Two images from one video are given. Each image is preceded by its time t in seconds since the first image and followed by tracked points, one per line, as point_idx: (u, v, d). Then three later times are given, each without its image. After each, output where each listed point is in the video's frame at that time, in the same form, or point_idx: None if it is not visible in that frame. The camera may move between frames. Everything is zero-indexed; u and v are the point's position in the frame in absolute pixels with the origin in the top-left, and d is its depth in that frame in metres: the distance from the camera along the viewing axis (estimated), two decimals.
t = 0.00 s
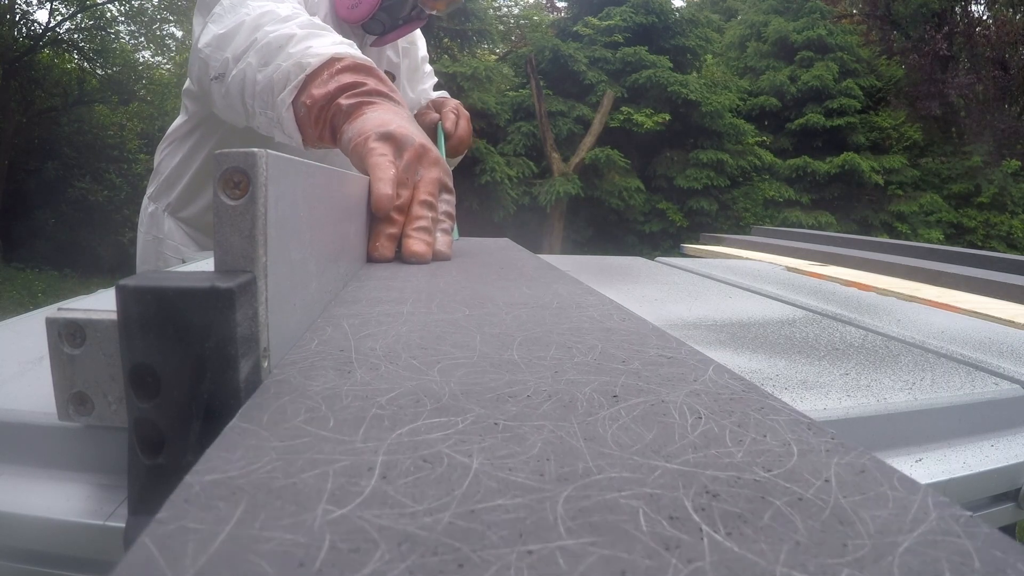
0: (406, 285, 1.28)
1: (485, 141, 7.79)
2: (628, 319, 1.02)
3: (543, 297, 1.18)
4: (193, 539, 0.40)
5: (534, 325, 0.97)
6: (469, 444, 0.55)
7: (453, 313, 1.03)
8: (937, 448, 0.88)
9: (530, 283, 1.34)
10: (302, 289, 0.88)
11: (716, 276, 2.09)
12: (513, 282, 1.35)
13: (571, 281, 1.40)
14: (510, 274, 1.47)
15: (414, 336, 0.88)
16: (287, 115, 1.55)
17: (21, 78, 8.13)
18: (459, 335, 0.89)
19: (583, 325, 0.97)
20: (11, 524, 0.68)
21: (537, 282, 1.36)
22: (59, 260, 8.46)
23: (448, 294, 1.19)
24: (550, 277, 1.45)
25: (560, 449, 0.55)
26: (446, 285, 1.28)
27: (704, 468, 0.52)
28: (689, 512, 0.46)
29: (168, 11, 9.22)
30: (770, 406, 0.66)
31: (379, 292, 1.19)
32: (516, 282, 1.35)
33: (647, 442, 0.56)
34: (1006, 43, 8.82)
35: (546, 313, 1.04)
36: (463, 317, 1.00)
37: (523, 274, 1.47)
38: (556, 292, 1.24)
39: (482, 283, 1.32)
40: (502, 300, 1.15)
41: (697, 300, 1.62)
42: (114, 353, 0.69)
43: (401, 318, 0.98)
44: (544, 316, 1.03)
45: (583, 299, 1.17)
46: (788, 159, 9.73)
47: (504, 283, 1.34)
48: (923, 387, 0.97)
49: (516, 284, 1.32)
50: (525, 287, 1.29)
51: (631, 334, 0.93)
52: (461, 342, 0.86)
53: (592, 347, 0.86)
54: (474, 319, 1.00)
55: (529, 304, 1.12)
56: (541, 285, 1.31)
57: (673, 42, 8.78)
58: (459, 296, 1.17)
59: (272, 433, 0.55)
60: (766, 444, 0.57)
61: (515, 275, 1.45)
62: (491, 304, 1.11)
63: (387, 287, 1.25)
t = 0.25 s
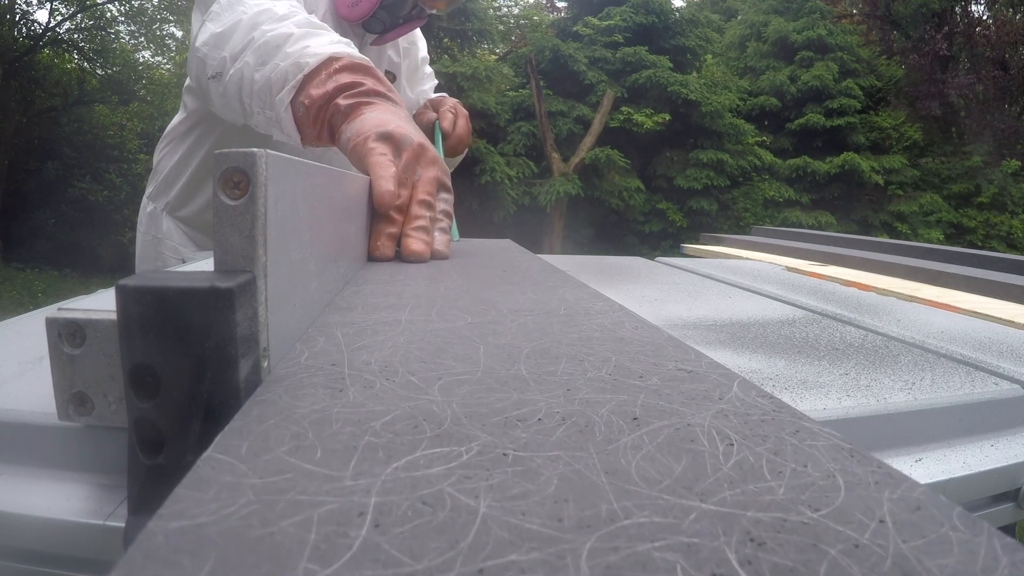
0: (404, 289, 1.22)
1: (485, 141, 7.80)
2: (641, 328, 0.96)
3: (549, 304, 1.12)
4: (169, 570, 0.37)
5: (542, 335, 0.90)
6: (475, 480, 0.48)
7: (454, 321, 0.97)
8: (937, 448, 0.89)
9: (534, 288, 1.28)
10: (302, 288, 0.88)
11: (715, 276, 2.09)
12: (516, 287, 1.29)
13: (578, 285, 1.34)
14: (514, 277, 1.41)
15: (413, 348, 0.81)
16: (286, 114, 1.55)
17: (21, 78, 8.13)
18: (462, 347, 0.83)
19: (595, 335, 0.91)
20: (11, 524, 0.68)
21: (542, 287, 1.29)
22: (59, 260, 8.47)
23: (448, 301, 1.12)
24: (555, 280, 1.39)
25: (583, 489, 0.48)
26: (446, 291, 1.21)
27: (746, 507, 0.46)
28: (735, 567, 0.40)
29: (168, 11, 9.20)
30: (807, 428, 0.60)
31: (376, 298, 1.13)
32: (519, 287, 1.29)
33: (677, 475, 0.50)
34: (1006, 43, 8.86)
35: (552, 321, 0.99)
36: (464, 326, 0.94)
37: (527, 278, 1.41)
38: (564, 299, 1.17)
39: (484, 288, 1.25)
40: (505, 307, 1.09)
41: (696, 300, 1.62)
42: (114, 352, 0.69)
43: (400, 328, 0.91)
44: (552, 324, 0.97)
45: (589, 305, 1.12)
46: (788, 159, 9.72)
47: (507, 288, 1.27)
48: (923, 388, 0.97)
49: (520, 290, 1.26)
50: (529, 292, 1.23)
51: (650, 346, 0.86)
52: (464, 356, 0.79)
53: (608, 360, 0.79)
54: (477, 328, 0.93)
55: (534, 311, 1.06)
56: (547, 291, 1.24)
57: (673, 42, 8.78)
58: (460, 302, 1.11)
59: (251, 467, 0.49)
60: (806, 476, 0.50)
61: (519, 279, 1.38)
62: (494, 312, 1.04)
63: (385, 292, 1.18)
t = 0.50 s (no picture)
0: (404, 293, 1.18)
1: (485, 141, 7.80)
2: (653, 336, 0.91)
3: (555, 309, 1.07)
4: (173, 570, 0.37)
5: (549, 344, 0.85)
6: (482, 523, 0.44)
7: (455, 329, 0.92)
8: (937, 448, 0.89)
9: (539, 292, 1.22)
10: (302, 287, 0.89)
11: (715, 276, 2.09)
12: (519, 290, 1.24)
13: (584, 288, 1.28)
14: (517, 280, 1.36)
15: (412, 360, 0.76)
16: (287, 114, 1.55)
17: (21, 78, 8.12)
18: (465, 359, 0.77)
19: (606, 344, 0.86)
20: (11, 524, 0.68)
21: (547, 291, 1.24)
22: (59, 260, 8.47)
23: (449, 307, 1.07)
24: (559, 282, 1.34)
25: (608, 536, 0.43)
26: (447, 296, 1.16)
27: (791, 552, 0.42)
28: None
29: (169, 11, 9.19)
30: (845, 453, 0.55)
31: (374, 304, 1.08)
32: (523, 290, 1.23)
33: (710, 513, 0.46)
34: (1005, 43, 8.87)
35: (558, 328, 0.94)
36: (466, 335, 0.89)
37: (530, 281, 1.35)
38: (571, 303, 1.12)
39: (486, 292, 1.20)
40: (509, 313, 1.03)
41: (696, 300, 1.62)
42: (114, 352, 0.69)
43: (399, 338, 0.86)
44: (560, 333, 0.92)
45: (596, 308, 1.08)
46: (788, 159, 9.73)
47: (511, 292, 1.22)
48: (923, 387, 0.97)
49: (524, 294, 1.21)
50: (534, 296, 1.17)
51: (663, 357, 0.81)
52: (467, 369, 0.73)
53: (623, 374, 0.73)
54: (480, 337, 0.88)
55: (540, 317, 1.01)
56: (552, 295, 1.19)
57: (673, 42, 8.78)
58: (462, 309, 1.05)
59: (228, 505, 0.44)
60: (854, 512, 0.46)
61: (522, 282, 1.33)
62: (498, 318, 0.99)
63: (384, 298, 1.13)
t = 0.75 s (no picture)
0: (403, 298, 1.14)
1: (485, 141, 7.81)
2: (664, 349, 0.86)
3: (562, 317, 1.03)
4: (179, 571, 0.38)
5: (557, 356, 0.81)
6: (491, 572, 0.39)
7: (457, 340, 0.88)
8: (937, 448, 0.89)
9: (543, 298, 1.18)
10: (302, 287, 0.89)
11: (715, 276, 2.09)
12: (523, 296, 1.20)
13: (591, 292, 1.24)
14: (520, 285, 1.31)
15: (411, 375, 0.72)
16: (286, 115, 1.55)
17: (21, 78, 8.12)
18: (467, 374, 0.73)
19: (621, 357, 0.81)
20: (11, 525, 0.68)
21: (552, 296, 1.20)
22: (59, 260, 8.46)
23: (451, 314, 1.03)
24: (564, 287, 1.30)
25: (621, 572, 0.40)
26: (448, 301, 1.12)
27: None
28: None
29: (169, 11, 9.18)
30: (881, 479, 0.51)
31: (373, 310, 1.04)
32: (526, 296, 1.19)
33: (748, 555, 0.42)
34: (1006, 43, 8.88)
35: (569, 337, 0.90)
36: (468, 344, 0.85)
37: (534, 286, 1.31)
38: (579, 309, 1.08)
39: (489, 298, 1.16)
40: (515, 320, 0.99)
41: (697, 301, 1.62)
42: (114, 352, 0.69)
43: (398, 349, 0.82)
44: (568, 342, 0.88)
45: (604, 316, 1.04)
46: (788, 159, 9.73)
47: (514, 297, 1.19)
48: (923, 387, 0.97)
49: (528, 299, 1.17)
50: (539, 303, 1.13)
51: (680, 369, 0.77)
52: (471, 386, 0.69)
53: (638, 391, 0.69)
54: (483, 348, 0.84)
55: (546, 326, 0.96)
56: (558, 301, 1.15)
57: (673, 42, 8.78)
58: (464, 316, 1.01)
59: (203, 550, 0.40)
60: (902, 550, 0.43)
61: (526, 288, 1.28)
62: (504, 327, 0.95)
63: (384, 304, 1.09)
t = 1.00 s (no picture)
0: (401, 304, 1.08)
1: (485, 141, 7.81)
2: (683, 363, 0.79)
3: (572, 325, 0.96)
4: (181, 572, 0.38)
5: (570, 373, 0.74)
6: None
7: (460, 352, 0.81)
8: (937, 448, 0.89)
9: (550, 304, 1.11)
10: (302, 287, 0.89)
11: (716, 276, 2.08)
12: (528, 302, 1.13)
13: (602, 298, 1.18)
14: (525, 289, 1.25)
15: (409, 396, 0.65)
16: (284, 115, 1.55)
17: (21, 79, 8.12)
18: (473, 394, 0.66)
19: (641, 374, 0.74)
20: (11, 525, 0.68)
21: (559, 302, 1.13)
22: (59, 260, 8.46)
23: (453, 322, 0.96)
24: (570, 292, 1.23)
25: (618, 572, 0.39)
26: (450, 308, 1.05)
27: None
28: None
29: (169, 11, 9.16)
30: (947, 520, 0.45)
31: (369, 318, 0.98)
32: (532, 302, 1.13)
33: None
34: (1006, 43, 8.89)
35: (581, 347, 0.85)
36: (472, 358, 0.78)
37: (539, 291, 1.24)
38: (590, 317, 1.01)
39: (492, 304, 1.09)
40: (520, 330, 0.92)
41: (697, 301, 1.62)
42: (114, 353, 0.69)
43: (397, 364, 0.75)
44: (580, 355, 0.81)
45: (617, 325, 0.97)
46: (788, 159, 9.73)
47: (519, 302, 1.12)
48: (923, 387, 0.97)
49: (535, 305, 1.10)
50: (546, 310, 1.06)
51: (706, 386, 0.70)
52: (477, 409, 0.62)
53: (664, 415, 0.62)
54: (489, 362, 0.77)
55: (555, 336, 0.90)
56: (566, 308, 1.08)
57: (673, 42, 8.78)
58: (466, 325, 0.94)
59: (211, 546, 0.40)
60: (907, 552, 0.42)
61: (532, 293, 1.21)
62: (511, 338, 0.88)
63: (382, 311, 1.02)
